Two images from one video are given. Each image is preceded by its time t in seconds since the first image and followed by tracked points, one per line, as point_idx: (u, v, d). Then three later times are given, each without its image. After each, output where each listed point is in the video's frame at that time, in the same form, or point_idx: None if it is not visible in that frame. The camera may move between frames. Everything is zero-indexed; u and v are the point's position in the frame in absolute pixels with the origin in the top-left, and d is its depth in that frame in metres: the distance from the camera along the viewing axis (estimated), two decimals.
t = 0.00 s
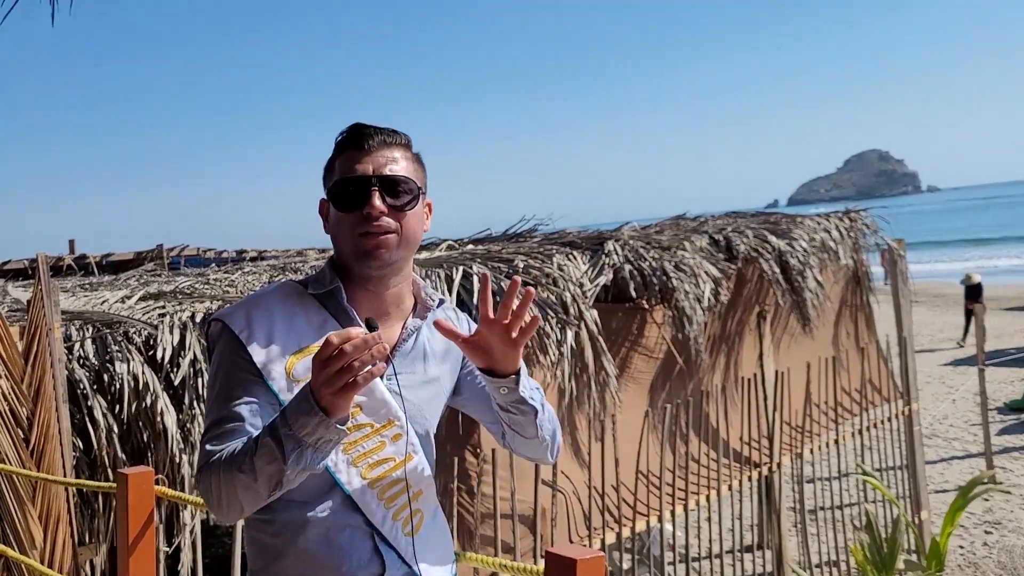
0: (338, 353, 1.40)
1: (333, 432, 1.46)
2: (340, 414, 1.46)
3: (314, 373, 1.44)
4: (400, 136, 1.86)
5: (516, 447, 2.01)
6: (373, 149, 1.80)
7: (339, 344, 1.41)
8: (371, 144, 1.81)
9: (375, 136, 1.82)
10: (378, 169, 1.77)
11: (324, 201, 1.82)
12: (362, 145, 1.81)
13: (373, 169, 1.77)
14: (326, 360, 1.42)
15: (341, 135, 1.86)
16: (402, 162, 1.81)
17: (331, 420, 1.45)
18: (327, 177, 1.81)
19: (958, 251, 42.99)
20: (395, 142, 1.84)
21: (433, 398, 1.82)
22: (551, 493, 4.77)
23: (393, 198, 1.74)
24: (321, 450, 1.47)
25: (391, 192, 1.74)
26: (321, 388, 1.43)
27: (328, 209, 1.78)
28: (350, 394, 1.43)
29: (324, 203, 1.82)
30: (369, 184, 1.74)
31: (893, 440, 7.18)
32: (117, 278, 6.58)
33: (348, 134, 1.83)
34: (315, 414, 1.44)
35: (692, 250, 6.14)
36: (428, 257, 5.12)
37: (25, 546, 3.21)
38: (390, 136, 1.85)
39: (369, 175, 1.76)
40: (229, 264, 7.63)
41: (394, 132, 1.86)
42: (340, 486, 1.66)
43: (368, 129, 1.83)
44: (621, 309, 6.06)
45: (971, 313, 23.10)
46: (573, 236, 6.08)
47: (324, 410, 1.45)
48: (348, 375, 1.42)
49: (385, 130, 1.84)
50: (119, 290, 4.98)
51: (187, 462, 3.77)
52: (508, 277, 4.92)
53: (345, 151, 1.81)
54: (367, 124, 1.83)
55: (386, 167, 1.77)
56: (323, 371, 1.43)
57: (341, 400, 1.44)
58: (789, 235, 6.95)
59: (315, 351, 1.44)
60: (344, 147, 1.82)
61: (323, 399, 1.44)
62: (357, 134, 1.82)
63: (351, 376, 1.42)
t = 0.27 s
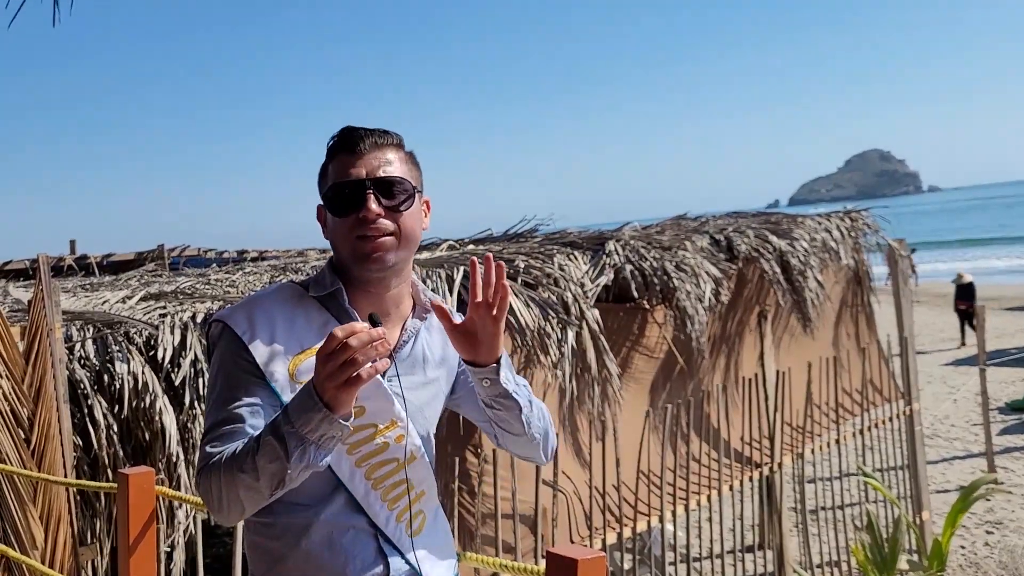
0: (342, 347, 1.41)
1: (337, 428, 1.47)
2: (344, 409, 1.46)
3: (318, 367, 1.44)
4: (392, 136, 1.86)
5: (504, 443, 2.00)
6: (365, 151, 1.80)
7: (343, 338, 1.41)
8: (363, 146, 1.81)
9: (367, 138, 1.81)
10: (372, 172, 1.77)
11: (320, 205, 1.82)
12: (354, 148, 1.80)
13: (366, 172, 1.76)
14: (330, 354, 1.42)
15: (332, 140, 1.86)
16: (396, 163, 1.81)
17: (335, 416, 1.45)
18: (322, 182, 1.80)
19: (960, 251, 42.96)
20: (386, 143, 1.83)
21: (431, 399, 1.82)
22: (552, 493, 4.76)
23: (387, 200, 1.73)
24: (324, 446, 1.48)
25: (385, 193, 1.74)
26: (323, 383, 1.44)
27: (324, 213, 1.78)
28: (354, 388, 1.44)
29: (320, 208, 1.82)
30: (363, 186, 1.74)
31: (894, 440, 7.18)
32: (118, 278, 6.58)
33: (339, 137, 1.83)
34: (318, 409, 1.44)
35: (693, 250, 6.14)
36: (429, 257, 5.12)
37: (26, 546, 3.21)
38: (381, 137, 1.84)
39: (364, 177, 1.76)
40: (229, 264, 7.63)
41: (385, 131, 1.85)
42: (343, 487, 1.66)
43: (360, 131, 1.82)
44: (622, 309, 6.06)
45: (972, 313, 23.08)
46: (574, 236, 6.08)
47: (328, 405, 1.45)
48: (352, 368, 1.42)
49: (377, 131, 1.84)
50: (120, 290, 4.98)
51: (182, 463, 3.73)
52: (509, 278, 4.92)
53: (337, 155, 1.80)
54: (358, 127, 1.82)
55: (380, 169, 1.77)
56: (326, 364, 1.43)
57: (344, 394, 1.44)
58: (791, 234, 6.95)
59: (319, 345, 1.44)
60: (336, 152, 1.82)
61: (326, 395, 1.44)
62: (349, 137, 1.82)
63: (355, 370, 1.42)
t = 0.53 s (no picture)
0: (343, 341, 1.40)
1: (339, 425, 1.46)
2: (346, 405, 1.46)
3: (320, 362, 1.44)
4: (386, 138, 1.85)
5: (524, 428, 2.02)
6: (360, 155, 1.79)
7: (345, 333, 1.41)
8: (358, 150, 1.80)
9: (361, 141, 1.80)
10: (368, 175, 1.76)
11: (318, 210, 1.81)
12: (349, 153, 1.79)
13: (363, 175, 1.76)
14: (331, 349, 1.42)
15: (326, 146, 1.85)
16: (392, 164, 1.80)
17: (338, 412, 1.45)
18: (319, 189, 1.80)
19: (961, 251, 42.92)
20: (381, 145, 1.83)
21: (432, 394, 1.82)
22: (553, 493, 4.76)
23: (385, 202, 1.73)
24: (325, 442, 1.48)
25: (383, 196, 1.74)
26: (325, 378, 1.44)
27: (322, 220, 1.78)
28: (356, 384, 1.44)
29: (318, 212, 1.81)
30: (360, 190, 1.74)
31: (896, 440, 7.18)
32: (120, 278, 6.58)
33: (333, 142, 1.82)
34: (320, 405, 1.44)
35: (694, 250, 6.14)
36: (430, 257, 5.12)
37: (27, 545, 3.21)
38: (375, 139, 1.83)
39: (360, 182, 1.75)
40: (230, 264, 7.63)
41: (379, 133, 1.84)
42: (348, 484, 1.66)
43: (353, 135, 1.81)
44: (623, 309, 6.06)
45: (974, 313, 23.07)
46: (575, 236, 6.08)
47: (330, 401, 1.45)
48: (353, 365, 1.42)
49: (368, 133, 1.83)
50: (122, 290, 4.98)
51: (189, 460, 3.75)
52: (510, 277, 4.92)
53: (333, 160, 1.80)
54: (351, 131, 1.82)
55: (376, 171, 1.77)
56: (327, 360, 1.43)
57: (345, 390, 1.44)
58: (792, 234, 6.94)
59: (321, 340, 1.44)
60: (331, 157, 1.81)
61: (328, 391, 1.44)
62: (343, 141, 1.81)
63: (356, 366, 1.42)
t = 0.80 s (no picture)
0: (344, 344, 1.41)
1: (340, 426, 1.46)
2: (347, 408, 1.46)
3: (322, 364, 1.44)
4: (401, 144, 1.83)
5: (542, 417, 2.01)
6: (371, 162, 1.78)
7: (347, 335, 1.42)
8: (370, 156, 1.78)
9: (374, 147, 1.78)
10: (379, 184, 1.75)
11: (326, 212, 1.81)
12: (360, 159, 1.78)
13: (374, 184, 1.75)
14: (332, 350, 1.42)
15: (339, 145, 1.83)
16: (402, 174, 1.79)
17: (338, 414, 1.45)
18: (328, 195, 1.80)
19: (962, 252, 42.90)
20: (393, 153, 1.81)
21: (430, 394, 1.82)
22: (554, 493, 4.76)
23: (394, 217, 1.72)
24: (326, 444, 1.47)
25: (392, 209, 1.73)
26: (326, 379, 1.44)
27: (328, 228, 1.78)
28: (357, 387, 1.44)
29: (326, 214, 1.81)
30: (370, 201, 1.73)
31: (897, 440, 7.17)
32: (121, 278, 6.59)
33: (345, 144, 1.80)
34: (321, 406, 1.44)
35: (695, 250, 6.14)
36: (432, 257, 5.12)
37: (28, 546, 3.20)
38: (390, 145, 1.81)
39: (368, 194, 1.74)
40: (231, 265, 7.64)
41: (394, 138, 1.82)
42: (349, 484, 1.67)
43: (366, 139, 1.79)
44: (625, 309, 6.06)
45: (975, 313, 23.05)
46: (576, 237, 6.08)
47: (330, 402, 1.45)
48: (354, 367, 1.42)
49: (379, 138, 1.80)
50: (123, 291, 4.98)
51: (195, 459, 3.77)
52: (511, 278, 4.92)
53: (345, 164, 1.79)
54: (364, 134, 1.79)
55: (387, 181, 1.76)
56: (328, 361, 1.43)
57: (347, 393, 1.44)
58: (793, 234, 6.94)
59: (324, 342, 1.44)
60: (343, 160, 1.80)
61: (329, 392, 1.44)
62: (355, 144, 1.79)
63: (358, 368, 1.42)
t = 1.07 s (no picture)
0: (349, 359, 1.41)
1: (343, 440, 1.47)
2: (350, 422, 1.46)
3: (327, 378, 1.44)
4: (416, 154, 1.84)
5: (526, 448, 1.99)
6: (386, 169, 1.78)
7: (352, 350, 1.41)
8: (384, 163, 1.79)
9: (389, 156, 1.78)
10: (392, 194, 1.76)
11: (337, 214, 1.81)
12: (375, 165, 1.78)
13: (387, 193, 1.76)
14: (337, 364, 1.42)
15: (354, 150, 1.83)
16: (416, 184, 1.80)
17: (341, 428, 1.46)
18: (340, 198, 1.81)
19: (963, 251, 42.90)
20: (408, 162, 1.82)
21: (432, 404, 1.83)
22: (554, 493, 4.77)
23: (407, 228, 1.74)
24: (329, 456, 1.48)
25: (405, 220, 1.75)
26: (331, 394, 1.44)
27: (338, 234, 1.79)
28: (361, 401, 1.44)
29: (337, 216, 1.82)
30: (384, 210, 1.74)
31: (897, 439, 7.18)
32: (122, 278, 6.60)
33: (361, 150, 1.80)
34: (326, 420, 1.45)
35: (695, 250, 6.16)
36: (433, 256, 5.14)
37: (30, 545, 3.21)
38: (405, 154, 1.82)
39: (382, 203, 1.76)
40: (232, 265, 7.66)
41: (410, 147, 1.83)
42: (353, 495, 1.68)
43: (382, 146, 1.79)
44: (625, 309, 6.07)
45: (976, 313, 23.07)
46: (577, 236, 6.09)
47: (334, 416, 1.45)
48: (359, 382, 1.42)
49: (395, 145, 1.80)
50: (124, 291, 5.00)
51: (192, 459, 3.76)
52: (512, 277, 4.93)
53: (359, 170, 1.79)
54: (380, 141, 1.79)
55: (401, 191, 1.77)
56: (333, 376, 1.43)
57: (351, 407, 1.44)
58: (793, 234, 6.95)
59: (328, 356, 1.44)
60: (357, 165, 1.81)
61: (333, 406, 1.44)
62: (371, 151, 1.79)
63: (362, 383, 1.42)
